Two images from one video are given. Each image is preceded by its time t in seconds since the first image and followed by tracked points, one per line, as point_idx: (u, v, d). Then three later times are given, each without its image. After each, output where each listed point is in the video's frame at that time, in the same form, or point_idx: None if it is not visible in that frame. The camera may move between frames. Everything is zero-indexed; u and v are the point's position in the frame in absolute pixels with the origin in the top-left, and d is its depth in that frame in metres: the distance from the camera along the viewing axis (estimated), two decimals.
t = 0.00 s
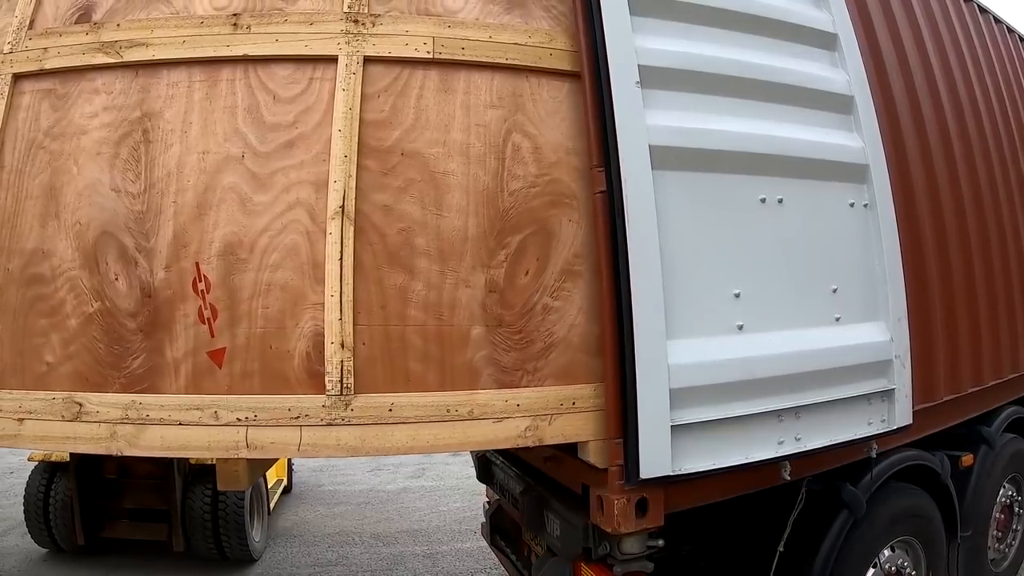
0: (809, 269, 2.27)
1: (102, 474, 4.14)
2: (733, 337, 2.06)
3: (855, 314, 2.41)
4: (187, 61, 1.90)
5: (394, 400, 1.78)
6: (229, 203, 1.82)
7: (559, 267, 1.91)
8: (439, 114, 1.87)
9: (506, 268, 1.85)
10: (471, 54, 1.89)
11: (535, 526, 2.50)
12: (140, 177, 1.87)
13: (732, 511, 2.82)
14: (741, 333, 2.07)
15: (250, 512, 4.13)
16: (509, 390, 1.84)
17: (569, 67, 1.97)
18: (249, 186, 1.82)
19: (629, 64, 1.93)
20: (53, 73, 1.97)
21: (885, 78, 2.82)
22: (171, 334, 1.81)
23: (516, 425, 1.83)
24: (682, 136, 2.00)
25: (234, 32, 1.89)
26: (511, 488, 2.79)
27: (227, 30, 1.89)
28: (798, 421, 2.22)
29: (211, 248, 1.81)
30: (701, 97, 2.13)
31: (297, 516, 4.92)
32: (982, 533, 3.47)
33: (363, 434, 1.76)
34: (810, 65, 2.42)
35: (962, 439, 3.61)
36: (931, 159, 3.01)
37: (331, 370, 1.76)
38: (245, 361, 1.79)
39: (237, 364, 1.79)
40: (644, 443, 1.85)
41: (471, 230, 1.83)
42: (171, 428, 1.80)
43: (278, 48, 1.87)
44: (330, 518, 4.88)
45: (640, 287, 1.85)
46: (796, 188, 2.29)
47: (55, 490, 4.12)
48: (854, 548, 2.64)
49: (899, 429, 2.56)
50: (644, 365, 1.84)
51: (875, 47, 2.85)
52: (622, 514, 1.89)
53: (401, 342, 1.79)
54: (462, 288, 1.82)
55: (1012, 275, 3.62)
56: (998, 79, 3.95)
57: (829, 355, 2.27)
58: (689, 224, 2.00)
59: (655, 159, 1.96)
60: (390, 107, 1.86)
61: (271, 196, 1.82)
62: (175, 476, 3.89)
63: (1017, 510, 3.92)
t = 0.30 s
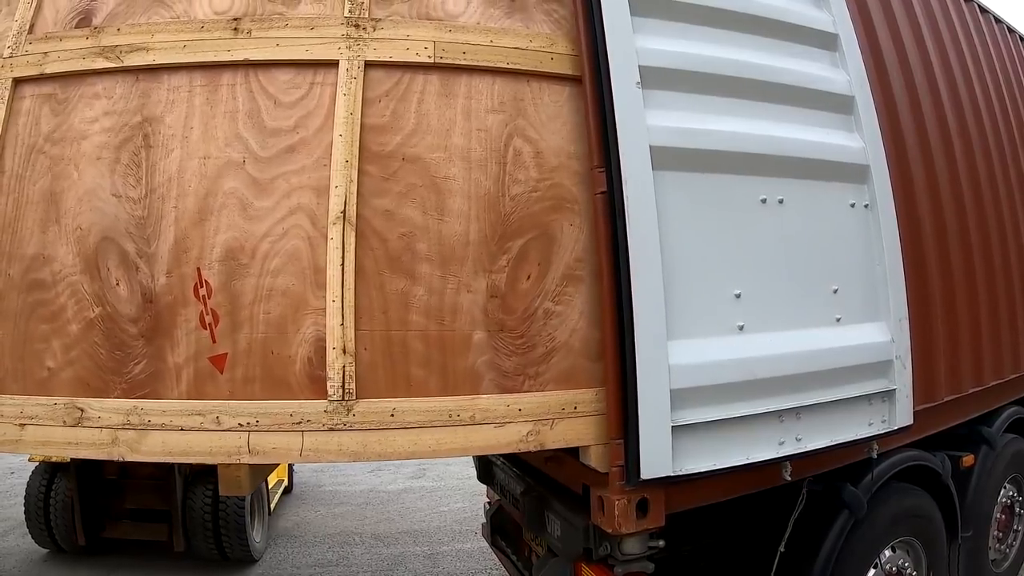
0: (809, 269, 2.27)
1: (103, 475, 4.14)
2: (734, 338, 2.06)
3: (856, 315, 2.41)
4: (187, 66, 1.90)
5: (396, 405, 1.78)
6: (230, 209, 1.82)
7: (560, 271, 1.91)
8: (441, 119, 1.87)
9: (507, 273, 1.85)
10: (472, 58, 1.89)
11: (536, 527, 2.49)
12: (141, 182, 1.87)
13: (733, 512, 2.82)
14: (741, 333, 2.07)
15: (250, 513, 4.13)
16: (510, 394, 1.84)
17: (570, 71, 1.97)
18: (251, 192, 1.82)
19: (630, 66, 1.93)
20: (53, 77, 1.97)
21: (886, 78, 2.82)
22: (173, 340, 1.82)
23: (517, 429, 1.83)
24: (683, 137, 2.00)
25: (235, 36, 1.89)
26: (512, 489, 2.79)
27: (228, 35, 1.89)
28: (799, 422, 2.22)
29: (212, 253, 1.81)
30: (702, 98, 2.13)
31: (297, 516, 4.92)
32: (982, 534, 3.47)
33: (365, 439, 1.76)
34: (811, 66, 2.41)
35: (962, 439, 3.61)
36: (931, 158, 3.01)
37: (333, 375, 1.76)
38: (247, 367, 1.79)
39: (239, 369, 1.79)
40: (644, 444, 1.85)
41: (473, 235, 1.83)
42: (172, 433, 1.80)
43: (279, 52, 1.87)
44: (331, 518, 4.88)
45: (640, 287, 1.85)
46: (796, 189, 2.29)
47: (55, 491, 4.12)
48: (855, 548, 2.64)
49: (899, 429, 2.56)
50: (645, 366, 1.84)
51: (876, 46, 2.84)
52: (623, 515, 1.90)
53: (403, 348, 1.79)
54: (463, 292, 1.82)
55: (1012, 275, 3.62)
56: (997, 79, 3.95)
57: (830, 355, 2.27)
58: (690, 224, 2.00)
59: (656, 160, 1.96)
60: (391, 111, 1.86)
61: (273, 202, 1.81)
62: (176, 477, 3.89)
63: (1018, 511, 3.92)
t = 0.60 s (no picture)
0: (809, 269, 2.27)
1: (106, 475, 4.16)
2: (734, 338, 2.06)
3: (855, 314, 2.41)
4: (184, 69, 1.90)
5: (395, 407, 1.78)
6: (228, 211, 1.82)
7: (559, 272, 1.91)
8: (438, 120, 1.87)
9: (505, 273, 1.85)
10: (469, 59, 1.88)
11: (536, 527, 2.49)
12: (139, 185, 1.87)
13: (733, 511, 2.82)
14: (741, 333, 2.07)
15: (251, 513, 4.13)
16: (510, 395, 1.84)
17: (567, 71, 1.97)
18: (248, 194, 1.82)
19: (628, 65, 1.93)
20: (51, 81, 1.97)
21: (886, 76, 2.82)
22: (171, 342, 1.82)
23: (516, 430, 1.83)
24: (682, 136, 2.00)
25: (231, 38, 1.88)
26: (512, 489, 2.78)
27: (225, 37, 1.89)
28: (799, 421, 2.22)
29: (210, 255, 1.81)
30: (701, 97, 2.13)
31: (298, 516, 4.92)
32: (983, 534, 3.47)
33: (363, 441, 1.76)
34: (809, 64, 2.41)
35: (962, 438, 3.61)
36: (930, 157, 3.00)
37: (331, 377, 1.76)
38: (245, 369, 1.79)
39: (237, 371, 1.79)
40: (644, 444, 1.85)
41: (470, 236, 1.83)
42: (171, 435, 1.80)
43: (276, 54, 1.87)
44: (332, 518, 4.88)
45: (640, 288, 1.85)
46: (796, 187, 2.29)
47: (56, 491, 4.13)
48: (855, 547, 2.64)
49: (900, 428, 2.55)
50: (645, 367, 1.84)
51: (876, 44, 2.84)
52: (623, 515, 1.90)
53: (402, 349, 1.79)
54: (461, 294, 1.82)
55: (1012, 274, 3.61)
56: (997, 78, 3.94)
57: (829, 355, 2.27)
58: (689, 223, 2.00)
59: (655, 159, 1.96)
60: (389, 113, 1.86)
61: (270, 204, 1.81)
62: (176, 477, 3.90)
63: (1018, 510, 3.92)
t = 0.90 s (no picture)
0: (823, 267, 2.26)
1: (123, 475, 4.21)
2: (749, 336, 2.05)
3: (869, 312, 2.39)
4: (198, 70, 1.91)
5: (410, 406, 1.78)
6: (243, 212, 1.83)
7: (574, 271, 1.91)
8: (452, 120, 1.87)
9: (520, 272, 1.85)
10: (482, 59, 1.89)
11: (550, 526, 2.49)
12: (154, 187, 1.88)
13: (746, 510, 2.81)
14: (755, 331, 2.07)
15: (265, 513, 4.14)
16: (525, 394, 1.84)
17: (580, 70, 1.97)
18: (264, 195, 1.83)
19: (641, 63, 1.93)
20: (66, 84, 1.98)
21: (899, 73, 2.80)
22: (187, 342, 1.83)
23: (531, 429, 1.83)
24: (696, 134, 1.99)
25: (245, 40, 1.89)
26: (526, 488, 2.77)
27: (238, 39, 1.89)
28: (813, 420, 2.21)
29: (226, 256, 1.82)
30: (714, 95, 2.12)
31: (312, 515, 4.94)
32: (998, 534, 3.44)
33: (378, 440, 1.76)
34: (822, 61, 2.40)
35: (977, 438, 3.58)
36: (944, 154, 2.98)
37: (346, 376, 1.76)
38: (261, 369, 1.80)
39: (253, 371, 1.80)
40: (659, 443, 1.85)
41: (485, 235, 1.83)
42: (187, 435, 1.81)
43: (289, 56, 1.87)
44: (345, 518, 4.89)
45: (655, 287, 1.85)
46: (810, 185, 2.28)
47: (71, 490, 4.16)
48: (870, 547, 2.62)
49: (914, 427, 2.54)
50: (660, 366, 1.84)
51: (889, 42, 2.83)
52: (638, 514, 1.89)
53: (417, 348, 1.79)
54: (476, 293, 1.82)
55: None
56: (1011, 74, 3.91)
57: (844, 354, 2.26)
58: (703, 221, 2.00)
59: (668, 158, 1.96)
60: (403, 113, 1.86)
61: (285, 204, 1.82)
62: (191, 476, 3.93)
63: None
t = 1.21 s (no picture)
0: (868, 265, 2.23)
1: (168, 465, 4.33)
2: (792, 335, 2.04)
3: (913, 312, 2.35)
4: (246, 71, 1.95)
5: (453, 400, 1.80)
6: (290, 208, 1.87)
7: (617, 268, 1.91)
8: (495, 118, 1.89)
9: (564, 269, 1.87)
10: (524, 57, 1.90)
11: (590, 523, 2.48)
12: (203, 184, 1.93)
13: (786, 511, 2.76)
14: (799, 330, 2.05)
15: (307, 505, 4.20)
16: (567, 390, 1.85)
17: (622, 67, 1.97)
18: (311, 192, 1.87)
19: (683, 59, 1.93)
20: (116, 85, 2.05)
21: (944, 68, 2.74)
22: (236, 335, 1.88)
23: (573, 425, 1.84)
24: (739, 131, 1.98)
25: (291, 41, 1.94)
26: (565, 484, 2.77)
27: (284, 40, 1.94)
28: (855, 421, 2.18)
29: (274, 251, 1.86)
30: (757, 91, 2.11)
31: (353, 508, 5.02)
32: None
33: (421, 432, 1.79)
34: (865, 57, 2.36)
35: None
36: (991, 150, 2.91)
37: (391, 370, 1.79)
38: (307, 362, 1.84)
39: (299, 364, 1.84)
40: (701, 441, 1.85)
41: (529, 232, 1.85)
42: (236, 426, 1.85)
43: (335, 56, 1.91)
44: (386, 511, 4.95)
45: (697, 284, 1.84)
46: (853, 182, 2.25)
47: (117, 479, 4.28)
48: (911, 551, 2.58)
49: (959, 430, 2.48)
50: (702, 363, 1.84)
51: (933, 37, 2.77)
52: (677, 512, 1.89)
53: (461, 343, 1.82)
54: (520, 289, 1.84)
55: None
56: None
57: (887, 354, 2.22)
58: (747, 218, 1.99)
59: (712, 155, 1.96)
60: (446, 112, 1.89)
61: (332, 201, 1.86)
62: (236, 466, 4.04)
63: None
